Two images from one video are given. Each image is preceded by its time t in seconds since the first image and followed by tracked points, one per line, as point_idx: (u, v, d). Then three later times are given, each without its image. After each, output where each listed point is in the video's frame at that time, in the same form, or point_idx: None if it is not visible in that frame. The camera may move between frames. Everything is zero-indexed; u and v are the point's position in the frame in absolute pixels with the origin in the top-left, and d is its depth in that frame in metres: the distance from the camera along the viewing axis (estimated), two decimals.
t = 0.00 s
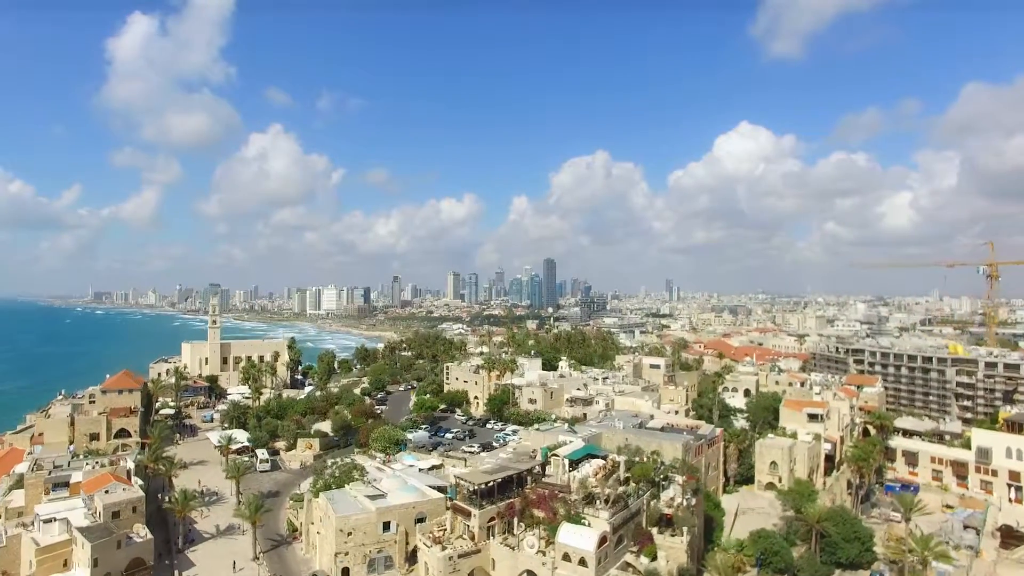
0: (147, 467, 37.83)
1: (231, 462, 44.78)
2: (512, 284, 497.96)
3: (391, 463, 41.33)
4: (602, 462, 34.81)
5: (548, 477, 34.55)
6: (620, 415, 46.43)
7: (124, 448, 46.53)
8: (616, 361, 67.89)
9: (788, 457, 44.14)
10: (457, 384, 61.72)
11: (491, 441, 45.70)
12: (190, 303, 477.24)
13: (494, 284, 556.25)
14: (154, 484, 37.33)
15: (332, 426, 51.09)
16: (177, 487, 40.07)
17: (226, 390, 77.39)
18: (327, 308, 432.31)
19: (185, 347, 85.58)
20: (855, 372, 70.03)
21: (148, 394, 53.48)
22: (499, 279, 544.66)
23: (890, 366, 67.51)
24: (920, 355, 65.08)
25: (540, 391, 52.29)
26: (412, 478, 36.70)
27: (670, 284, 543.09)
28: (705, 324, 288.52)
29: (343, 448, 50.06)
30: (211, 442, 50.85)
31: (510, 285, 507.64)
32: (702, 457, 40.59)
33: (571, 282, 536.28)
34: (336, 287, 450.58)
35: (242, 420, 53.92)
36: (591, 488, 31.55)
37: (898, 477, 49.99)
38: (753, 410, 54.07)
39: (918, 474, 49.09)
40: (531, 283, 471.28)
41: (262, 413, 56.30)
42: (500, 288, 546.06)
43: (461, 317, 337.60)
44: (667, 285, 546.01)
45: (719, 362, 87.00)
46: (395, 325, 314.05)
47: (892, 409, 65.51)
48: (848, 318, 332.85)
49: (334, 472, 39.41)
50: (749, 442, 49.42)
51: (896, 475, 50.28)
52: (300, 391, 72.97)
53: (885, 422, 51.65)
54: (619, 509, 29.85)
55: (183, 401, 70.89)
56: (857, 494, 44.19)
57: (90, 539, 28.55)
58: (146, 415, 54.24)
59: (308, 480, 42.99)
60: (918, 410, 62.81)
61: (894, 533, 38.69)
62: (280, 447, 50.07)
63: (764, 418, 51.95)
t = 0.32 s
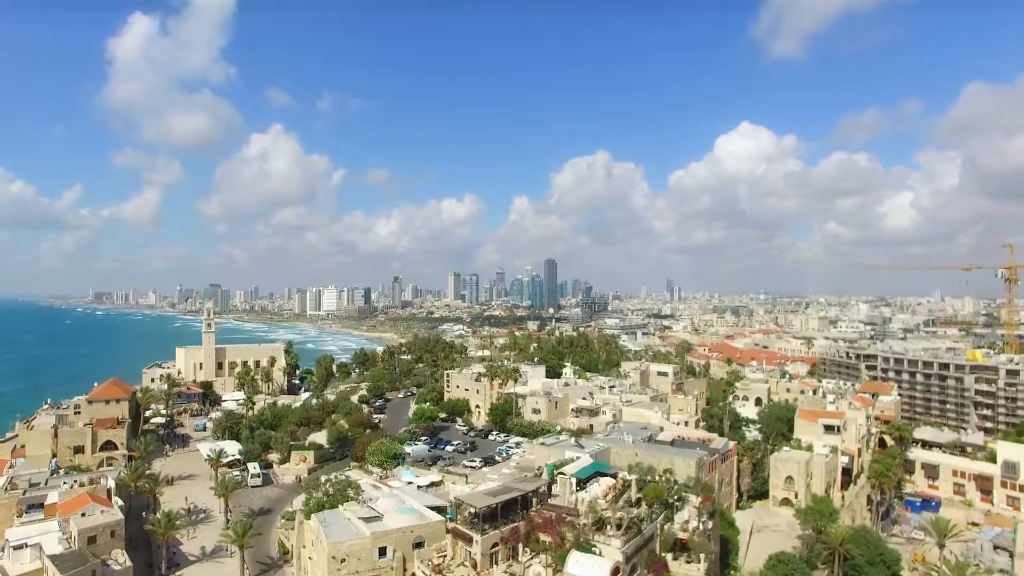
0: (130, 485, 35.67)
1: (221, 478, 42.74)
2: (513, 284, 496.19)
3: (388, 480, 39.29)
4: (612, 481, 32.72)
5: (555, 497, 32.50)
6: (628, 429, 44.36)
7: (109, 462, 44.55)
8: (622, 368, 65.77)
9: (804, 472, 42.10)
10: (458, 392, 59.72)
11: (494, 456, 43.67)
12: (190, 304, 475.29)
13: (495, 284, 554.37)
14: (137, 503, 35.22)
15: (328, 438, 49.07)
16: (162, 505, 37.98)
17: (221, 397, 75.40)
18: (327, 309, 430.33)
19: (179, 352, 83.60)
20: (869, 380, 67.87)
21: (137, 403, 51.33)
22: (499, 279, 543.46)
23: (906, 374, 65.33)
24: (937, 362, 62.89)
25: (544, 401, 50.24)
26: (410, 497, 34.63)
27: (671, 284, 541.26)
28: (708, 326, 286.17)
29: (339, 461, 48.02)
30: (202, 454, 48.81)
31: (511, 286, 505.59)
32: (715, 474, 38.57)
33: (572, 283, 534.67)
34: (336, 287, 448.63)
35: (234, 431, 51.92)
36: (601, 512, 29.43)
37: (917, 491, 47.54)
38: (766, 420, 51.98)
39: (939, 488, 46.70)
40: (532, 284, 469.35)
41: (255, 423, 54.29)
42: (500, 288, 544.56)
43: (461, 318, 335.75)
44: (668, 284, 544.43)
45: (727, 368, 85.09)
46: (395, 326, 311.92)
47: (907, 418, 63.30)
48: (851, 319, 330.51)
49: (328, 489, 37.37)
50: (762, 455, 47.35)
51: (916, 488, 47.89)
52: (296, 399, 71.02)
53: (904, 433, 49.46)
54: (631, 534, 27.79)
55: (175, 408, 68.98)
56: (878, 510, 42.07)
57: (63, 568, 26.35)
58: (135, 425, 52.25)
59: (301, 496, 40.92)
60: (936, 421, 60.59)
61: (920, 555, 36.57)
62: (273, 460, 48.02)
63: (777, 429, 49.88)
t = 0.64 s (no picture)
0: (109, 507, 33.16)
1: (210, 495, 40.56)
2: (514, 284, 494.25)
3: (385, 498, 37.10)
4: (623, 503, 30.73)
5: (563, 522, 30.43)
6: (637, 443, 42.26)
7: (93, 476, 42.45)
8: (628, 375, 63.68)
9: (823, 488, 39.97)
10: (457, 401, 57.59)
11: (496, 471, 41.58)
12: (189, 305, 473.12)
13: (494, 284, 552.23)
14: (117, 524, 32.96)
15: (323, 450, 46.93)
16: (145, 527, 35.76)
17: (214, 404, 73.39)
18: (327, 309, 428.18)
19: (172, 357, 81.53)
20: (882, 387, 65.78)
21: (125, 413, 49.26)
22: (499, 279, 541.65)
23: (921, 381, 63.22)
24: (954, 370, 60.76)
25: (548, 411, 48.09)
26: (409, 519, 32.51)
27: (672, 284, 539.60)
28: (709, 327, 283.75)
29: (334, 475, 45.86)
30: (191, 467, 46.72)
31: (512, 286, 503.75)
32: (731, 492, 36.50)
33: (573, 283, 533.08)
34: (336, 287, 446.69)
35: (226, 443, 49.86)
36: (613, 540, 27.26)
37: (940, 506, 45.13)
38: (780, 431, 49.82)
39: (963, 503, 44.40)
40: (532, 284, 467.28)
41: (248, 434, 52.24)
42: (500, 288, 542.80)
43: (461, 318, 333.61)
44: (669, 284, 542.63)
45: (733, 374, 83.07)
46: (395, 326, 309.84)
47: (923, 427, 61.15)
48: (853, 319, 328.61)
49: (322, 508, 35.27)
50: (778, 468, 45.20)
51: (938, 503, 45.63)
52: (291, 406, 68.87)
53: (925, 445, 47.22)
54: (646, 566, 25.81)
55: (167, 417, 67.06)
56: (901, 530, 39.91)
57: None
58: (123, 435, 50.21)
59: (293, 515, 38.75)
60: (954, 430, 58.47)
61: None
62: (265, 474, 45.86)
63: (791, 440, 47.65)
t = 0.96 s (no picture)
0: (86, 530, 30.44)
1: (197, 513, 38.42)
2: (514, 285, 492.39)
3: (382, 519, 34.94)
4: (636, 528, 28.77)
5: (572, 549, 28.49)
6: (648, 458, 40.14)
7: (75, 493, 40.32)
8: (635, 383, 61.60)
9: (844, 506, 37.73)
10: (458, 411, 55.51)
11: (499, 488, 39.49)
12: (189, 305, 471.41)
13: (495, 284, 550.39)
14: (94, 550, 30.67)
15: (317, 464, 44.85)
16: (125, 551, 33.53)
17: (208, 411, 71.35)
18: (327, 310, 425.96)
19: (165, 363, 79.46)
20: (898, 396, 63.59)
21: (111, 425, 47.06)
22: (500, 279, 540.71)
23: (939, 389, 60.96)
24: (973, 377, 58.55)
25: (553, 423, 45.98)
26: (406, 544, 30.37)
27: (674, 284, 538.78)
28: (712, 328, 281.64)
29: (329, 490, 43.74)
30: (180, 481, 44.57)
31: (513, 287, 501.76)
32: (749, 512, 34.40)
33: (574, 283, 532.16)
34: (336, 287, 444.65)
35: (217, 456, 47.78)
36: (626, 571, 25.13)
37: (965, 523, 42.82)
38: (795, 442, 47.62)
39: (989, 520, 42.14)
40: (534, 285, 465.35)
41: (241, 445, 50.19)
42: (501, 288, 541.45)
43: (462, 318, 331.55)
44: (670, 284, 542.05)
45: (742, 381, 80.94)
46: (395, 327, 307.74)
47: (941, 437, 58.93)
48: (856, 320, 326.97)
49: (313, 528, 33.14)
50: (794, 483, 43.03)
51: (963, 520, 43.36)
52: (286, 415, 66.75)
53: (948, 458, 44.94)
54: None
55: (159, 425, 65.02)
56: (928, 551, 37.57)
57: None
58: (109, 447, 48.03)
59: (285, 535, 36.64)
60: (974, 440, 56.25)
61: None
62: (257, 490, 43.75)
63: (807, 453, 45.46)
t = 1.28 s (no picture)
0: (59, 558, 28.33)
1: (185, 534, 36.40)
2: (515, 286, 490.68)
3: (378, 542, 32.92)
4: (651, 557, 26.88)
5: None
6: (659, 475, 38.15)
7: (57, 511, 38.26)
8: (642, 392, 59.58)
9: (868, 526, 35.57)
10: (459, 421, 53.49)
11: (502, 506, 37.45)
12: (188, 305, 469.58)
13: (495, 283, 548.58)
14: None
15: (312, 479, 42.86)
16: None
17: (202, 419, 69.42)
18: (327, 310, 423.99)
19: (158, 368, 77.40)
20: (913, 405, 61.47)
21: (97, 437, 44.95)
22: (500, 279, 539.23)
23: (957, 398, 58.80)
24: (993, 386, 56.31)
25: (559, 435, 43.94)
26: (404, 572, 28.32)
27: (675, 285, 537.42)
28: (714, 330, 280.16)
29: (324, 506, 41.75)
30: (168, 496, 42.50)
31: (514, 287, 499.59)
32: (768, 535, 32.34)
33: (574, 283, 530.58)
34: (336, 287, 442.93)
35: (208, 470, 45.75)
36: None
37: (992, 542, 40.59)
38: (811, 455, 45.46)
39: (1019, 539, 39.93)
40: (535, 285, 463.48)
41: (233, 458, 48.15)
42: (501, 288, 539.88)
43: (461, 319, 329.64)
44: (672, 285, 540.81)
45: (749, 388, 78.90)
46: (395, 328, 305.92)
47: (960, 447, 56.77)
48: (859, 321, 325.23)
49: (304, 552, 31.09)
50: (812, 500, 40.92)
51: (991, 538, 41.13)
52: (282, 424, 64.74)
53: (974, 473, 42.74)
54: None
55: (150, 434, 63.05)
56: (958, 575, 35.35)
57: None
58: (95, 459, 45.98)
59: (275, 558, 34.62)
60: (995, 451, 54.09)
61: None
62: (248, 506, 41.80)
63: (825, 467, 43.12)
